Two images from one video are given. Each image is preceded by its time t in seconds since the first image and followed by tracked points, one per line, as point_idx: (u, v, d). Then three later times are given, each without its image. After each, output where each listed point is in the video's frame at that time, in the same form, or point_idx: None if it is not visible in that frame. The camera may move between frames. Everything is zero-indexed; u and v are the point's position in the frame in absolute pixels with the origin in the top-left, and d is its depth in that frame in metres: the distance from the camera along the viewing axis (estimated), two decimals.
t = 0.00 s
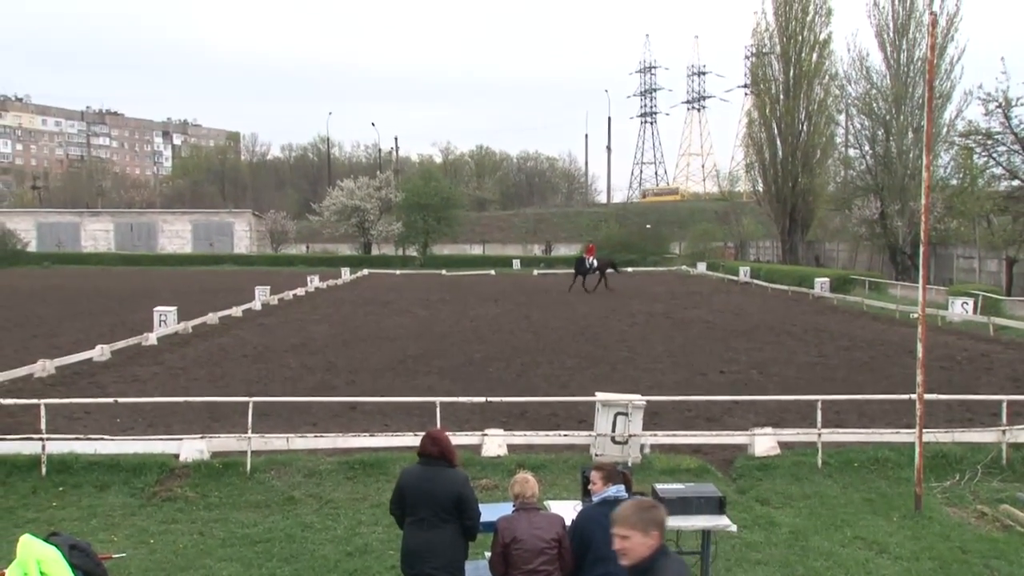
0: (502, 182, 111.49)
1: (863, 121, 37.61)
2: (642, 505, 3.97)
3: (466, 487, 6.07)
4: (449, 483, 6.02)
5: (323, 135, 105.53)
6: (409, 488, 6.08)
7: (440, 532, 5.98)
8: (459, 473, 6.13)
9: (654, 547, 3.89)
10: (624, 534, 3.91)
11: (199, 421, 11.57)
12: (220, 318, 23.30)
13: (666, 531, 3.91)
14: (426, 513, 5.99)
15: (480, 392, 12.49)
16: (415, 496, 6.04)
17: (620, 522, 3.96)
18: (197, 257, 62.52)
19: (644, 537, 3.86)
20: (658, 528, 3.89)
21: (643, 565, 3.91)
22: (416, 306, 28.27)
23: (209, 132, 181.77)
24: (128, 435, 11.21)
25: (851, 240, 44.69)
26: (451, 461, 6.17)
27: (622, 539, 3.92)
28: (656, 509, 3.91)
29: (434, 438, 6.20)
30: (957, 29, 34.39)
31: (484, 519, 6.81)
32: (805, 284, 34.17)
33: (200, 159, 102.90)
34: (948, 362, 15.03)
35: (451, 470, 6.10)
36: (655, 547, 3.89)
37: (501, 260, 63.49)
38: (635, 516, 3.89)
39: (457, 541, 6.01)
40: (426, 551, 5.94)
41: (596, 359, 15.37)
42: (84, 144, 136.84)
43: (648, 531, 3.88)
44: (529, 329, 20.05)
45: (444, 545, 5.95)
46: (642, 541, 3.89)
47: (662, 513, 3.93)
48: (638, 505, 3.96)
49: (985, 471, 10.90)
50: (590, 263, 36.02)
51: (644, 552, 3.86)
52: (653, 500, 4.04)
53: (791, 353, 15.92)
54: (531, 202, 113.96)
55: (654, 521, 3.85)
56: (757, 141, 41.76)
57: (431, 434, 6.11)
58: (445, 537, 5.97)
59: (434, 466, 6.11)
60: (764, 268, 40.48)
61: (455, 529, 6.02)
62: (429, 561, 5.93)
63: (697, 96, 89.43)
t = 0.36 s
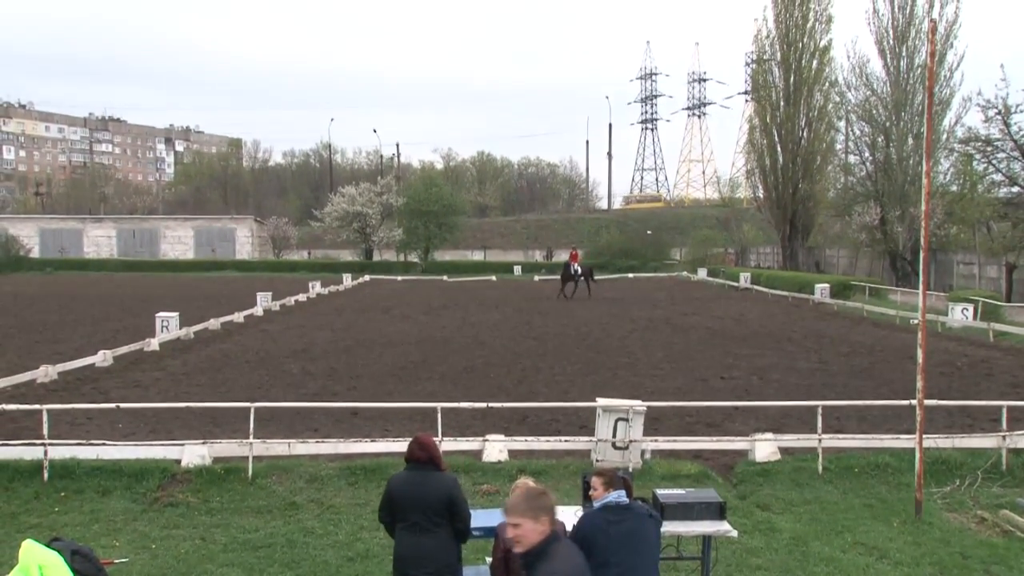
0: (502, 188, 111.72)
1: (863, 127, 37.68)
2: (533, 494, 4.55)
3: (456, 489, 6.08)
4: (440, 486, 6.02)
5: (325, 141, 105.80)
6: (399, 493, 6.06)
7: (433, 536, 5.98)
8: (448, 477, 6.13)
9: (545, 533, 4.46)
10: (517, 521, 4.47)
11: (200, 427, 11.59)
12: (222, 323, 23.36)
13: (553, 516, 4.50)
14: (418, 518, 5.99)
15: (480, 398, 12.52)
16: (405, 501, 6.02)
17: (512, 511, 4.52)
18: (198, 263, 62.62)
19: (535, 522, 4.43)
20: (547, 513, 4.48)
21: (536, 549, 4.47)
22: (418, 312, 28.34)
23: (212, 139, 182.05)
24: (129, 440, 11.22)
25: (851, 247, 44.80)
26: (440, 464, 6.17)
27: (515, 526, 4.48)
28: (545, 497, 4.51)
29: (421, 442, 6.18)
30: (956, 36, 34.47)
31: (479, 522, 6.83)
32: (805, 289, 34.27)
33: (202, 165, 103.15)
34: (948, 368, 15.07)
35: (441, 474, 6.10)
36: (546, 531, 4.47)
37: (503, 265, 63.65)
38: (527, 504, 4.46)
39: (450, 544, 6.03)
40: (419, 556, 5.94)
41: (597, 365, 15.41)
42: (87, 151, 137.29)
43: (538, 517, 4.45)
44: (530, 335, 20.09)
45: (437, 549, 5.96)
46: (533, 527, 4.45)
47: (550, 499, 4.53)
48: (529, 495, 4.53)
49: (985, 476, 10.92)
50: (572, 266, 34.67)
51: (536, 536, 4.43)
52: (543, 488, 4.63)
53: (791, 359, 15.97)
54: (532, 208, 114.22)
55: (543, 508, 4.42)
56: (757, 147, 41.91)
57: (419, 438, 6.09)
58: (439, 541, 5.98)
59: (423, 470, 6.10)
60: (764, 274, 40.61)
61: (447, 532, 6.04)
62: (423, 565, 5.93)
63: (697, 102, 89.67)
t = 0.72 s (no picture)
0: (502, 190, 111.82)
1: (862, 130, 37.70)
2: (402, 506, 3.95)
3: (449, 492, 6.13)
4: (434, 488, 6.06)
5: (324, 144, 105.85)
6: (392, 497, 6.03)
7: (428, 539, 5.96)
8: (441, 479, 6.15)
9: (409, 549, 3.88)
10: (380, 535, 3.89)
11: (200, 429, 11.59)
12: (222, 326, 23.37)
13: (421, 530, 3.90)
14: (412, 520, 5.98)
15: (480, 400, 12.53)
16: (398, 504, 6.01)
17: (375, 524, 3.92)
18: (199, 265, 62.61)
19: (397, 538, 3.85)
20: (414, 529, 3.88)
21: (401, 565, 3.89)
22: (418, 315, 28.37)
23: (212, 141, 181.87)
24: (128, 443, 11.24)
25: (850, 249, 44.84)
26: (431, 466, 6.20)
27: (379, 540, 3.89)
28: (411, 510, 3.89)
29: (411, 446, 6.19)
30: (956, 38, 34.47)
31: (474, 525, 6.86)
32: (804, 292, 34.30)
33: (203, 167, 103.26)
34: (947, 370, 15.12)
35: (433, 477, 6.12)
36: (410, 547, 3.87)
37: (502, 267, 63.63)
38: (387, 519, 3.87)
39: (445, 546, 6.02)
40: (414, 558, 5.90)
41: (597, 367, 15.44)
42: (87, 153, 137.51)
43: (400, 533, 3.86)
44: (529, 338, 20.10)
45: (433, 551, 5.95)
46: (395, 543, 3.87)
47: (421, 513, 3.93)
48: (397, 507, 3.93)
49: (984, 478, 10.95)
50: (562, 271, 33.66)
51: (398, 553, 3.86)
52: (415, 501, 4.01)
53: (790, 361, 16.01)
54: (531, 210, 114.33)
55: (405, 521, 3.83)
56: (757, 150, 41.94)
57: (410, 441, 6.12)
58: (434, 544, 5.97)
59: (416, 473, 6.10)
60: (763, 277, 40.64)
61: (442, 533, 6.04)
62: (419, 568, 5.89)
63: (696, 104, 89.79)
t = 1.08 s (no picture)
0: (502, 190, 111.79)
1: (862, 129, 37.68)
2: (300, 491, 5.06)
3: (456, 490, 6.05)
4: (441, 488, 5.99)
5: (324, 143, 105.84)
6: (399, 497, 5.99)
7: (435, 538, 5.92)
8: (448, 478, 6.10)
9: (301, 527, 5.00)
10: (279, 513, 5.02)
11: (200, 429, 11.57)
12: (222, 326, 23.38)
13: (312, 513, 5.00)
14: (420, 520, 5.92)
15: (480, 400, 12.53)
16: (406, 504, 5.96)
17: (277, 503, 5.07)
18: (199, 265, 62.63)
19: (291, 517, 4.97)
20: (305, 513, 4.98)
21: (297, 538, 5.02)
22: (418, 314, 28.37)
23: (212, 140, 181.69)
24: (128, 442, 11.24)
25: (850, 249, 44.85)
26: (438, 466, 6.15)
27: (277, 516, 5.03)
28: (306, 497, 4.98)
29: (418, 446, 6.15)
30: (956, 38, 34.45)
31: (478, 525, 6.82)
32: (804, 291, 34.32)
33: (203, 167, 103.29)
34: (948, 370, 15.11)
35: (440, 476, 6.06)
36: (302, 526, 4.98)
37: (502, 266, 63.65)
38: (285, 502, 5.01)
39: (452, 545, 5.97)
40: (421, 557, 5.86)
41: (597, 367, 15.45)
42: (87, 152, 137.57)
43: (295, 514, 4.98)
44: (529, 337, 20.11)
45: (440, 550, 5.89)
46: (289, 520, 5.00)
47: (314, 500, 5.01)
48: (297, 492, 5.04)
49: (984, 477, 10.95)
50: (557, 273, 33.29)
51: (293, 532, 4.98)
52: (314, 488, 5.10)
53: (790, 360, 16.01)
54: (532, 210, 114.29)
55: (299, 505, 4.92)
56: (757, 149, 41.96)
57: (417, 440, 6.07)
58: (441, 543, 5.92)
59: (422, 473, 6.06)
60: (763, 277, 40.67)
61: (449, 533, 5.99)
62: (426, 567, 5.86)
63: (697, 104, 89.77)
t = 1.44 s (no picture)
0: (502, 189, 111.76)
1: (862, 129, 37.67)
2: (198, 487, 4.42)
3: (469, 490, 6.06)
4: (454, 487, 6.01)
5: (324, 143, 105.74)
6: (410, 497, 6.00)
7: (447, 538, 5.91)
8: (460, 478, 6.11)
9: (198, 527, 4.36)
10: (174, 514, 4.36)
11: (200, 428, 11.56)
12: (222, 325, 23.36)
13: (212, 511, 4.37)
14: (432, 519, 5.93)
15: (480, 399, 12.55)
16: (418, 502, 5.96)
17: (173, 502, 4.40)
18: (200, 264, 62.55)
19: (186, 517, 4.32)
20: (204, 511, 4.34)
21: (193, 540, 4.37)
22: (418, 313, 28.34)
23: (212, 139, 181.41)
24: (128, 442, 11.25)
25: (849, 248, 44.86)
26: (451, 465, 6.16)
27: (173, 517, 4.38)
28: (203, 493, 4.36)
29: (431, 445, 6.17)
30: (956, 36, 34.45)
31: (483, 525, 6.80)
32: (804, 290, 34.32)
33: (203, 167, 103.25)
34: (947, 369, 15.11)
35: (453, 476, 6.08)
36: (200, 525, 4.35)
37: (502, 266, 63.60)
38: (180, 500, 4.34)
39: (463, 544, 5.96)
40: (432, 556, 5.85)
41: (597, 366, 15.46)
42: (87, 151, 137.45)
43: (190, 512, 4.34)
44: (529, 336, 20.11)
45: (451, 549, 5.88)
46: (186, 521, 4.34)
47: (214, 496, 4.40)
48: (192, 490, 4.40)
49: (983, 476, 10.96)
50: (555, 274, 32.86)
51: (188, 532, 4.33)
52: (212, 484, 4.48)
53: (790, 359, 16.02)
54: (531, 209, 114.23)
55: (194, 504, 4.30)
56: (758, 149, 41.96)
57: (430, 439, 6.10)
58: (452, 542, 5.91)
59: (436, 472, 6.07)
60: (763, 276, 40.68)
61: (461, 532, 5.97)
62: (437, 566, 5.85)
63: (696, 103, 89.73)
